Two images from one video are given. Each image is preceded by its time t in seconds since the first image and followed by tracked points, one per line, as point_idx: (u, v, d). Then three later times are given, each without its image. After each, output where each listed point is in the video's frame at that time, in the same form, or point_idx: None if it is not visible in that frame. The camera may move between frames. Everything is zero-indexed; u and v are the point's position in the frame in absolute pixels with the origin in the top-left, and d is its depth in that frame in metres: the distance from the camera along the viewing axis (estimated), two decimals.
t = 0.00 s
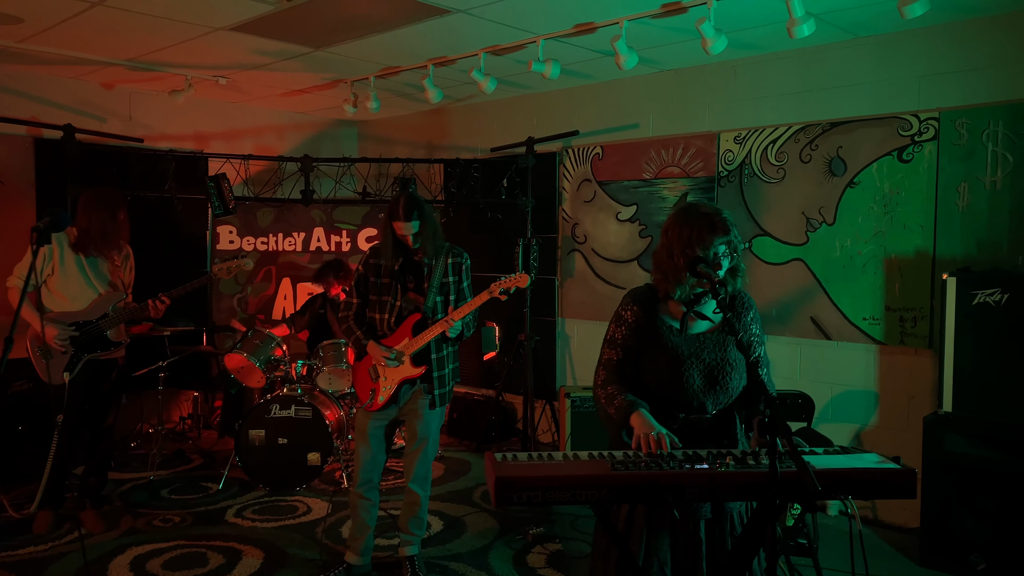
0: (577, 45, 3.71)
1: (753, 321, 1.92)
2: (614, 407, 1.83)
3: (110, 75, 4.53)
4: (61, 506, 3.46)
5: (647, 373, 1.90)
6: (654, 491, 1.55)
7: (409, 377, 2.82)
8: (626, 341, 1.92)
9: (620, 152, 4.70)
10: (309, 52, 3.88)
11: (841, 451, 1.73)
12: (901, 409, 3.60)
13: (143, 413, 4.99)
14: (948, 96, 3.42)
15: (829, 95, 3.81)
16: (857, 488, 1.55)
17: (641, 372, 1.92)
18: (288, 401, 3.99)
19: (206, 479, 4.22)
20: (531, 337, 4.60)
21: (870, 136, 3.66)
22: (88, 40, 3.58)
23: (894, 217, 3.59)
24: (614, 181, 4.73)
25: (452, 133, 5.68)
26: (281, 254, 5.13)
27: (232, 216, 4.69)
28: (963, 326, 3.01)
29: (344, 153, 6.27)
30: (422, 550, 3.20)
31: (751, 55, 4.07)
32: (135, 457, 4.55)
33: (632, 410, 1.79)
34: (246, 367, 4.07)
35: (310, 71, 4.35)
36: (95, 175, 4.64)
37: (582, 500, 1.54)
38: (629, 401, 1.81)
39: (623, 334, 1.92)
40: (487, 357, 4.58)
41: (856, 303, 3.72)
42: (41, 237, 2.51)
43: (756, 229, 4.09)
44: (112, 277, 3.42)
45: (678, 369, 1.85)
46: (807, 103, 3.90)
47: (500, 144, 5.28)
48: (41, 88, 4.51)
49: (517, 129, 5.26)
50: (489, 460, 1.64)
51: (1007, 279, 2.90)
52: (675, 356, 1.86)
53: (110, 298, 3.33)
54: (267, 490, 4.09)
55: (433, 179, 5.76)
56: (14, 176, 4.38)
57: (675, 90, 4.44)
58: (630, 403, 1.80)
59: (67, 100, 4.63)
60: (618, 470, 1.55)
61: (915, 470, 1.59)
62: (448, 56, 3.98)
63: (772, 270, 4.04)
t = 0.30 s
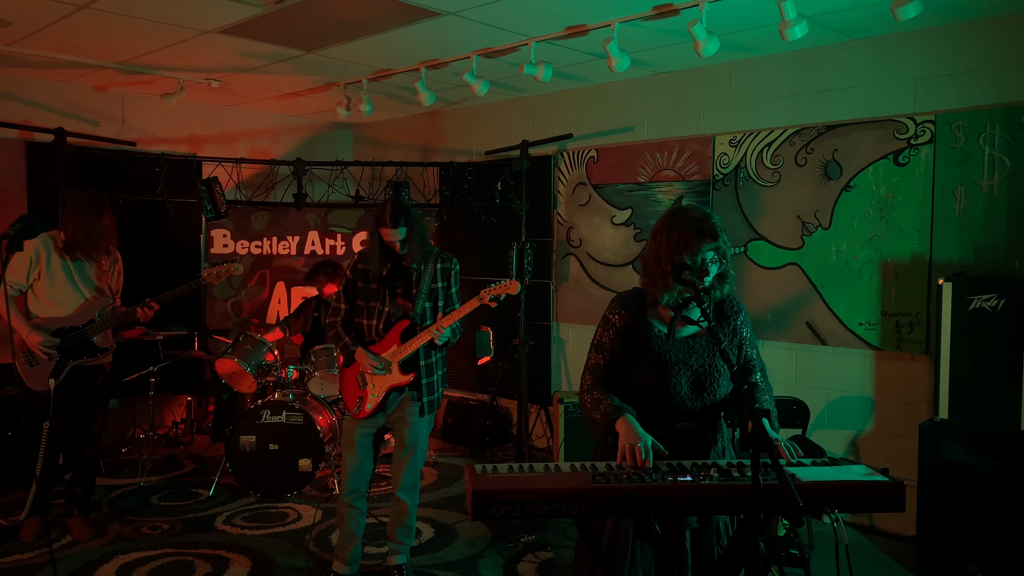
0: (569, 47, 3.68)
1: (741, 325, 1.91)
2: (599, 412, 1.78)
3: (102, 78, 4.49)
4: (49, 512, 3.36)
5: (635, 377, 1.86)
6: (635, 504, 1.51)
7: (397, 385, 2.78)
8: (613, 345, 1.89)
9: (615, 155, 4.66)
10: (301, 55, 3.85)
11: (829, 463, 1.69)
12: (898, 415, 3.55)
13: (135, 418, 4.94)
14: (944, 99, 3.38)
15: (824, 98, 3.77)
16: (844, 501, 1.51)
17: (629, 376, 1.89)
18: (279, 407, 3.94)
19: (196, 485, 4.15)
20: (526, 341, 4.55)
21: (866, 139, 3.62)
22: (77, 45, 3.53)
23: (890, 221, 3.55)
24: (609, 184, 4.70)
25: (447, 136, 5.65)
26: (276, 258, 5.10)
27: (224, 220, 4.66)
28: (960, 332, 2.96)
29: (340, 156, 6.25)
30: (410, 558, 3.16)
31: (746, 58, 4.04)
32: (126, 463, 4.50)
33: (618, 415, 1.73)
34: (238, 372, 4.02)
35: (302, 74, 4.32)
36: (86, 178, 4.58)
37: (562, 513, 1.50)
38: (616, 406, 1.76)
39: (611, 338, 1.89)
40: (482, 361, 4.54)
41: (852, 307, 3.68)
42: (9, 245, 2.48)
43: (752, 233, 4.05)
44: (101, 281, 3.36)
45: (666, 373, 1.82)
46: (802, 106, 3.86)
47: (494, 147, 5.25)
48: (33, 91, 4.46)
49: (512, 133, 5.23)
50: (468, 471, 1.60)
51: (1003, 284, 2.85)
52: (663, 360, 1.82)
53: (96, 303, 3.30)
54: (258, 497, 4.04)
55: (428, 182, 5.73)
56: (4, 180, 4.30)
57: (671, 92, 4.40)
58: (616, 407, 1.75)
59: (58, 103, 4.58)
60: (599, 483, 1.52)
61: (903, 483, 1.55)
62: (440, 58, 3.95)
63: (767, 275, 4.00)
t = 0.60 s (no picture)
0: (566, 46, 3.67)
1: (733, 330, 1.90)
2: (588, 413, 1.75)
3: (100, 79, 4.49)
4: (42, 515, 3.34)
5: (622, 378, 1.84)
6: (617, 512, 1.48)
7: (389, 388, 2.76)
8: (601, 344, 1.86)
9: (614, 155, 4.62)
10: (297, 55, 3.83)
11: (819, 469, 1.66)
12: (899, 419, 3.50)
13: (134, 420, 4.92)
14: (946, 98, 3.33)
15: (824, 97, 3.72)
16: (830, 508, 1.48)
17: (616, 376, 1.86)
18: (274, 409, 3.92)
19: (192, 487, 4.12)
20: (524, 343, 4.52)
21: (866, 139, 3.57)
22: (73, 45, 3.52)
23: (891, 222, 3.51)
24: (607, 184, 4.66)
25: (447, 137, 5.63)
26: (275, 258, 5.09)
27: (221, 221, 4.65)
28: (961, 335, 2.91)
29: (340, 157, 6.24)
30: (403, 563, 3.13)
31: (745, 57, 3.99)
32: (123, 464, 4.47)
33: (608, 417, 1.70)
34: (234, 374, 3.99)
35: (300, 75, 4.30)
36: (84, 179, 4.57)
37: (543, 520, 1.48)
38: (605, 408, 1.73)
39: (599, 337, 1.87)
40: (480, 363, 4.50)
41: (852, 309, 3.64)
42: None
43: (751, 234, 4.01)
44: (94, 281, 3.40)
45: (650, 375, 1.79)
46: (802, 106, 3.81)
47: (493, 148, 5.23)
48: (31, 92, 4.46)
49: (511, 133, 5.21)
50: (450, 477, 1.59)
51: (1004, 286, 2.80)
52: (649, 361, 1.80)
53: (90, 305, 3.29)
54: (254, 499, 4.02)
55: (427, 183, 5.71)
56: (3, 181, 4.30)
57: (671, 92, 4.36)
58: (604, 409, 1.72)
59: (57, 104, 4.57)
60: (581, 490, 1.48)
61: (893, 491, 1.50)
62: (436, 58, 3.92)
63: (767, 276, 3.95)
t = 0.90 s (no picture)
0: (569, 43, 3.68)
1: (731, 331, 1.92)
2: (580, 416, 1.83)
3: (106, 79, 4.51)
4: (46, 512, 3.36)
5: (615, 380, 1.91)
6: (608, 512, 1.54)
7: (388, 387, 2.75)
8: (595, 345, 1.94)
9: (619, 154, 4.60)
10: (300, 54, 3.84)
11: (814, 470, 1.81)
12: (906, 420, 3.46)
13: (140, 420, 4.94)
14: (953, 95, 3.28)
15: (830, 94, 3.68)
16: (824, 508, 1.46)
17: (611, 378, 1.93)
18: (278, 408, 3.92)
19: (197, 485, 4.13)
20: (529, 343, 4.50)
21: (873, 137, 3.53)
22: (77, 45, 3.54)
23: (898, 220, 3.46)
24: (613, 183, 4.63)
25: (453, 136, 5.62)
26: (281, 258, 5.10)
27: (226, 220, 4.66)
28: (967, 335, 2.86)
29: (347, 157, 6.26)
30: (404, 562, 3.13)
31: (750, 54, 3.95)
32: (128, 463, 4.49)
33: (597, 421, 1.77)
34: (238, 374, 3.99)
35: (304, 74, 4.31)
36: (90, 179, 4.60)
37: (532, 520, 1.54)
38: (596, 412, 1.80)
39: (593, 338, 1.94)
40: (485, 363, 4.49)
41: (858, 308, 3.60)
42: None
43: (757, 233, 3.97)
44: (98, 281, 3.39)
45: (644, 377, 1.85)
46: (807, 103, 3.77)
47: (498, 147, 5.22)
48: (38, 92, 4.49)
49: (516, 132, 5.19)
50: (442, 476, 1.66)
51: (1011, 285, 2.75)
52: (642, 363, 1.86)
53: (94, 304, 3.31)
54: (257, 498, 4.02)
55: (433, 183, 5.71)
56: (10, 180, 4.34)
57: (676, 90, 4.33)
58: (596, 413, 1.79)
59: (64, 104, 4.60)
60: (570, 490, 1.55)
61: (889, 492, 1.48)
62: (439, 56, 3.92)
63: (774, 276, 3.91)
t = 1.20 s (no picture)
0: (578, 41, 3.68)
1: (730, 325, 2.02)
2: (585, 418, 1.90)
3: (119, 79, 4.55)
4: (58, 509, 3.39)
5: (617, 378, 1.96)
6: (608, 510, 1.66)
7: (393, 386, 2.75)
8: (595, 343, 1.98)
9: (630, 152, 4.57)
10: (310, 53, 3.85)
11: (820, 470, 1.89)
12: (919, 421, 3.42)
13: (153, 418, 4.98)
14: (968, 91, 3.23)
15: (842, 91, 3.63)
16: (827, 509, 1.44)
17: (612, 377, 1.98)
18: (288, 407, 3.93)
19: (207, 483, 4.16)
20: (538, 342, 4.49)
21: (887, 134, 3.48)
22: (89, 45, 3.57)
23: (911, 219, 3.42)
24: (623, 182, 4.61)
25: (463, 135, 5.61)
26: (292, 257, 5.13)
27: (237, 219, 4.69)
28: (982, 335, 2.80)
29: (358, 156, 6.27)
30: (411, 561, 3.12)
31: (761, 51, 3.91)
32: (141, 460, 4.53)
33: (603, 424, 1.84)
34: (248, 372, 4.00)
35: (314, 73, 4.32)
36: (103, 178, 4.64)
37: (530, 517, 1.67)
38: (601, 415, 1.87)
39: (593, 337, 1.98)
40: (495, 362, 4.48)
41: (871, 308, 3.56)
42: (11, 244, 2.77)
43: (768, 231, 3.94)
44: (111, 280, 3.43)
45: (646, 375, 1.91)
46: (819, 100, 3.73)
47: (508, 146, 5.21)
48: (52, 92, 4.54)
49: (526, 130, 5.17)
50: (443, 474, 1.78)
51: None
52: (643, 361, 1.91)
53: (106, 302, 3.32)
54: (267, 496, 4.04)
55: (444, 182, 5.71)
56: (25, 179, 4.38)
57: (687, 87, 4.29)
58: (601, 416, 1.86)
59: (77, 104, 4.65)
60: (569, 489, 1.67)
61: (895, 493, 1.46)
62: (449, 55, 3.93)
63: (785, 275, 3.87)
